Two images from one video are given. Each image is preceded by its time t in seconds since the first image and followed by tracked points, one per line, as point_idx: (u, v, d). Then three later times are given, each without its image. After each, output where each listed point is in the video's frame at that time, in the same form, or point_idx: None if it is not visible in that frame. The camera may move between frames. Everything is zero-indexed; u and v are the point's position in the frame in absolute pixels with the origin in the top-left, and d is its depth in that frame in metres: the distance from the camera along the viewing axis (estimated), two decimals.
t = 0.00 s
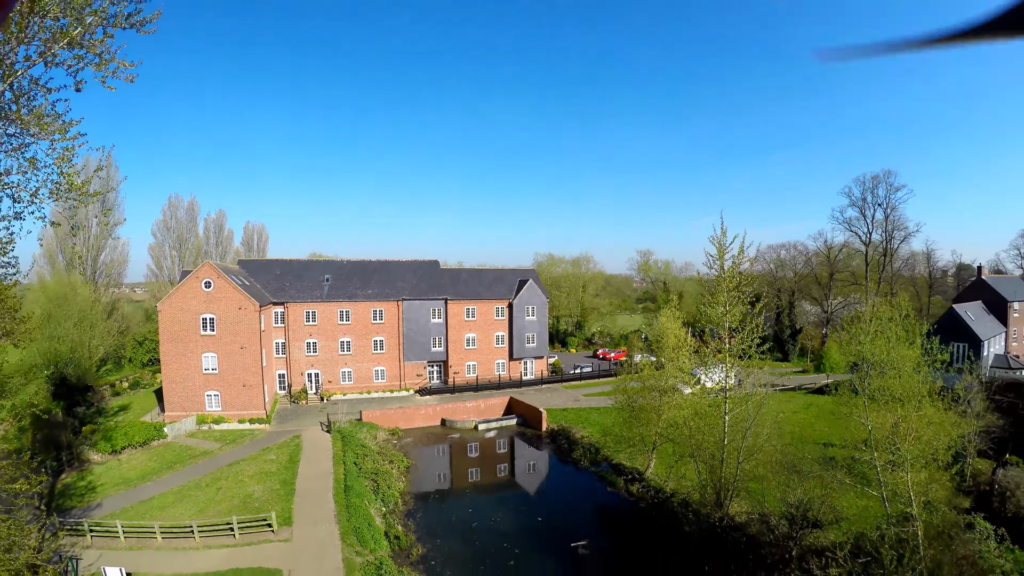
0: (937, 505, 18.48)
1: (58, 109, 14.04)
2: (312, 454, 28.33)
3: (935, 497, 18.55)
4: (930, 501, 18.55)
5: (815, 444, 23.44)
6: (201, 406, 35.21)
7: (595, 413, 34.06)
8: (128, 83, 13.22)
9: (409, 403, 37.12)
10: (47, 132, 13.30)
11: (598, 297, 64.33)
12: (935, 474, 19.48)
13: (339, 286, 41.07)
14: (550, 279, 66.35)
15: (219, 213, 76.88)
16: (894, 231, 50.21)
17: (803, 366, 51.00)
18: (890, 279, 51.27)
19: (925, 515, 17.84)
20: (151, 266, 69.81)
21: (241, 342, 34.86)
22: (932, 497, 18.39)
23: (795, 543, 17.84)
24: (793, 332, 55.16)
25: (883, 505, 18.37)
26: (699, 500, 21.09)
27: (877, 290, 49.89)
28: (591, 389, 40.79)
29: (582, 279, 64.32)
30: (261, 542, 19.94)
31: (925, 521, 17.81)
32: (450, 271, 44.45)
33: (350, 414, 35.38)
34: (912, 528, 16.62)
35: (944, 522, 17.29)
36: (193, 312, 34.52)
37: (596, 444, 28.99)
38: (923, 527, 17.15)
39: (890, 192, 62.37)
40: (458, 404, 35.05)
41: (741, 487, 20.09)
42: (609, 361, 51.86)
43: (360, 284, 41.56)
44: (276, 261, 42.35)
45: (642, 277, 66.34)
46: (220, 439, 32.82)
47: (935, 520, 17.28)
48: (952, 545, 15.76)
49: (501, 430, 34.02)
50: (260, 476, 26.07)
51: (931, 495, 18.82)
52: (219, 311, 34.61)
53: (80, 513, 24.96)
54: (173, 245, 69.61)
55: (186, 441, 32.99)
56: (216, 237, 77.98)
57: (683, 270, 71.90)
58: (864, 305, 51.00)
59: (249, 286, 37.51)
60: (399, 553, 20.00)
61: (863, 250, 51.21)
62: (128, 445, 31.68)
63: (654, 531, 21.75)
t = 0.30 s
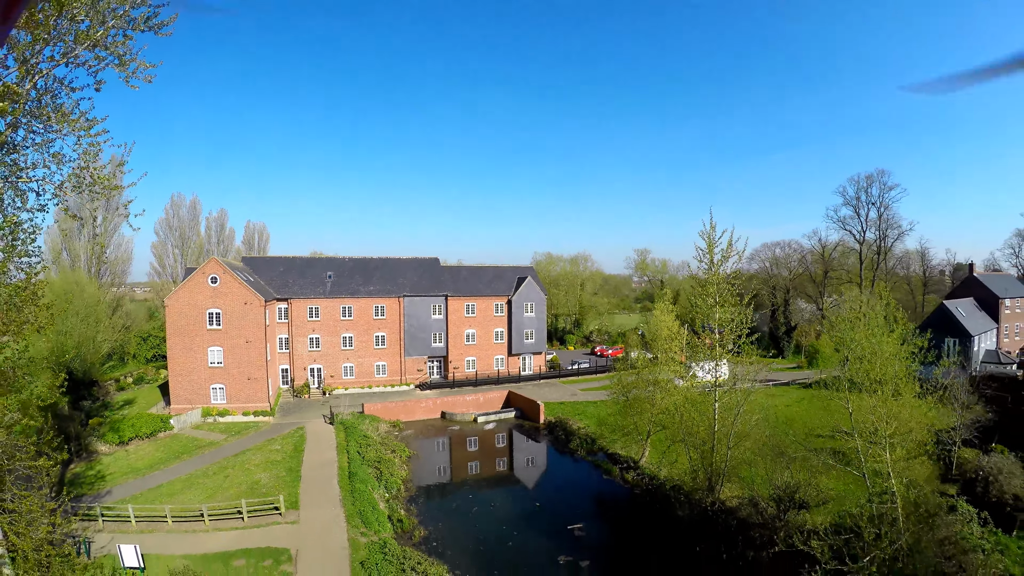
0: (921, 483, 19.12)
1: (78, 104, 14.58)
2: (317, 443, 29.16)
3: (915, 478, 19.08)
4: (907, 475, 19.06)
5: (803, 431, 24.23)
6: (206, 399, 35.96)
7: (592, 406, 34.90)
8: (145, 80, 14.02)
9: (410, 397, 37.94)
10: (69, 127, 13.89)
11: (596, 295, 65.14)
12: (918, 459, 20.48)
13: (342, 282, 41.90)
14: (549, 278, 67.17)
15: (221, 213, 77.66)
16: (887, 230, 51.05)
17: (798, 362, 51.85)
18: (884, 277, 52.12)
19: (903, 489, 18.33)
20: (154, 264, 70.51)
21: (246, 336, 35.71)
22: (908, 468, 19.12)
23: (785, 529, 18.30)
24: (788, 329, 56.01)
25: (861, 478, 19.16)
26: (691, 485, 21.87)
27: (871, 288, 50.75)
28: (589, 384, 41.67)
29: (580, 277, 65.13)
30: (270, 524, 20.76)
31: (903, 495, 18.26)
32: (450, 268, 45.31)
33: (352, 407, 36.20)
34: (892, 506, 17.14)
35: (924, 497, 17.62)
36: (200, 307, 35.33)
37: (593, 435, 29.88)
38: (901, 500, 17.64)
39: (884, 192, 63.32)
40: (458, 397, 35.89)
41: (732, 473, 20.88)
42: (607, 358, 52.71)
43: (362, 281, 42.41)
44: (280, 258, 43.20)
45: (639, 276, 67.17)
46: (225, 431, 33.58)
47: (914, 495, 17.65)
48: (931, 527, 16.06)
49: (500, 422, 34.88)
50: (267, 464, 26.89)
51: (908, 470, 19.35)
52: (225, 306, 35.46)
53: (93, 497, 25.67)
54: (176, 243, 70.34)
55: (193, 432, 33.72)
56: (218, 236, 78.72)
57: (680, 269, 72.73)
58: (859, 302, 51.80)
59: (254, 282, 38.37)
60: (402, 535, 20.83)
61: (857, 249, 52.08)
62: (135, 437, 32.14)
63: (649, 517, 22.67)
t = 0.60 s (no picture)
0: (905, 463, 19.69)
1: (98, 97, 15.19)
2: (320, 433, 29.86)
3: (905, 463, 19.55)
4: (893, 456, 19.66)
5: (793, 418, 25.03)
6: (211, 391, 36.62)
7: (589, 398, 35.65)
8: (162, 76, 14.80)
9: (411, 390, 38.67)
10: (91, 121, 14.55)
11: (594, 293, 65.92)
12: (904, 444, 21.14)
13: (344, 278, 42.62)
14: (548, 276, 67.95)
15: (222, 211, 78.38)
16: (881, 228, 51.88)
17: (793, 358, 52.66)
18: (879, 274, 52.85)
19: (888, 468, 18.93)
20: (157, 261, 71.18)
21: (250, 329, 36.44)
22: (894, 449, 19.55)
23: (775, 508, 19.13)
24: (783, 326, 56.81)
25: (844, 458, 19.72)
26: (684, 469, 22.55)
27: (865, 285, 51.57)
28: (586, 377, 42.43)
29: (579, 275, 65.93)
30: (276, 505, 21.47)
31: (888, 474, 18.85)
32: (450, 265, 46.06)
33: (354, 399, 36.91)
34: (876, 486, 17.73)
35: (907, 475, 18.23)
36: (205, 301, 36.04)
37: (590, 425, 30.68)
38: (885, 478, 18.33)
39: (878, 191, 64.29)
40: (458, 390, 36.64)
41: (724, 458, 21.55)
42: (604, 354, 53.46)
43: (364, 276, 43.14)
44: (283, 254, 43.88)
45: (637, 274, 67.96)
46: (230, 421, 34.26)
47: (900, 474, 18.29)
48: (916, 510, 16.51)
49: (499, 414, 35.64)
50: (272, 452, 27.62)
51: (893, 451, 19.96)
52: (230, 299, 36.19)
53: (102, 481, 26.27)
54: (178, 240, 71.03)
55: (198, 423, 34.37)
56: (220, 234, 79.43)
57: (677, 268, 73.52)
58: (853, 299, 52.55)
59: (257, 276, 39.08)
60: (404, 517, 21.57)
61: (852, 248, 52.87)
62: (141, 427, 32.52)
63: (644, 501, 23.40)
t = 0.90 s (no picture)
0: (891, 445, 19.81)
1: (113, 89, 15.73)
2: (323, 422, 30.51)
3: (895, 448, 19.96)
4: (883, 437, 19.92)
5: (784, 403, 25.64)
6: (213, 382, 37.15)
7: (586, 390, 36.27)
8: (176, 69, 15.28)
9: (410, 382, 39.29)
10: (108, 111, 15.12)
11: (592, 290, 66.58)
12: (893, 430, 21.85)
13: (345, 273, 43.27)
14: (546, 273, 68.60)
15: (224, 209, 79.07)
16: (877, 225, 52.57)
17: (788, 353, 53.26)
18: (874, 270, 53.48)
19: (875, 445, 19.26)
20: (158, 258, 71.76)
21: (253, 321, 37.09)
22: (877, 428, 19.79)
23: (765, 489, 19.80)
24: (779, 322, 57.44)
25: (829, 436, 19.30)
26: (677, 454, 23.36)
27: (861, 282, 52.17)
28: (583, 371, 43.11)
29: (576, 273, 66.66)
30: (280, 488, 22.10)
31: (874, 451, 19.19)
32: (449, 260, 46.75)
33: (355, 391, 37.51)
34: (860, 457, 17.21)
35: (891, 454, 18.07)
36: (209, 293, 36.68)
37: (586, 415, 31.40)
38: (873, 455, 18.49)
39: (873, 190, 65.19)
40: (457, 382, 37.26)
41: (716, 442, 22.16)
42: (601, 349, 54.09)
43: (364, 271, 43.81)
44: (284, 249, 44.50)
45: (635, 272, 68.64)
46: (233, 411, 34.83)
47: (885, 452, 18.27)
48: (900, 490, 17.17)
49: (497, 405, 36.31)
50: (275, 439, 28.29)
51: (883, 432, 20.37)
52: (233, 292, 36.85)
53: (111, 466, 26.85)
54: (180, 238, 71.65)
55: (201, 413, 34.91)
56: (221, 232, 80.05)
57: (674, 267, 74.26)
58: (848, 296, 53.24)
59: (260, 271, 39.73)
60: (404, 499, 22.26)
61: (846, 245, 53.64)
62: (145, 417, 32.93)
63: (639, 485, 23.95)
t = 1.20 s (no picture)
0: (877, 422, 19.78)
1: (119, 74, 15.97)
2: (323, 409, 31.05)
3: (884, 429, 20.51)
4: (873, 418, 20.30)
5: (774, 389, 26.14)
6: (214, 372, 37.56)
7: (581, 380, 36.81)
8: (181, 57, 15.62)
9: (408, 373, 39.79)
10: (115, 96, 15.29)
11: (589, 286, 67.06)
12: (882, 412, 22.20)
13: (344, 266, 43.72)
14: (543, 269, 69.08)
15: (223, 205, 79.37)
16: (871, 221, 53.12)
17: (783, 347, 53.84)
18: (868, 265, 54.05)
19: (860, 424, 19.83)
20: (157, 254, 72.00)
21: (253, 312, 37.57)
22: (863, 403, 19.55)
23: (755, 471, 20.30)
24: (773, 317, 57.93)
25: (819, 414, 19.36)
26: (669, 437, 23.73)
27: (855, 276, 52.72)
28: (579, 363, 43.70)
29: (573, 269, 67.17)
30: (281, 469, 22.58)
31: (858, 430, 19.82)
32: (447, 254, 47.28)
33: (354, 381, 37.99)
34: (847, 432, 17.40)
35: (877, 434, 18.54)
36: (209, 284, 37.12)
37: (581, 403, 31.96)
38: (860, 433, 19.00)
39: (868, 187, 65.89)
40: (454, 372, 37.75)
41: (707, 426, 22.66)
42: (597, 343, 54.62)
43: (363, 265, 44.30)
44: (283, 242, 44.92)
45: (631, 268, 69.15)
46: (233, 400, 35.27)
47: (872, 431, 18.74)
48: (886, 466, 17.30)
49: (494, 395, 36.84)
50: (276, 424, 28.81)
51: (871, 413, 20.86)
52: (233, 283, 37.32)
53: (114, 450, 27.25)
54: (178, 233, 71.92)
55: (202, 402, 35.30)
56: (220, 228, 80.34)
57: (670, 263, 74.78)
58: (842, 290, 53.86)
59: (260, 263, 40.17)
60: (402, 480, 22.79)
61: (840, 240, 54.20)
62: (147, 405, 33.11)
63: (633, 469, 24.45)
